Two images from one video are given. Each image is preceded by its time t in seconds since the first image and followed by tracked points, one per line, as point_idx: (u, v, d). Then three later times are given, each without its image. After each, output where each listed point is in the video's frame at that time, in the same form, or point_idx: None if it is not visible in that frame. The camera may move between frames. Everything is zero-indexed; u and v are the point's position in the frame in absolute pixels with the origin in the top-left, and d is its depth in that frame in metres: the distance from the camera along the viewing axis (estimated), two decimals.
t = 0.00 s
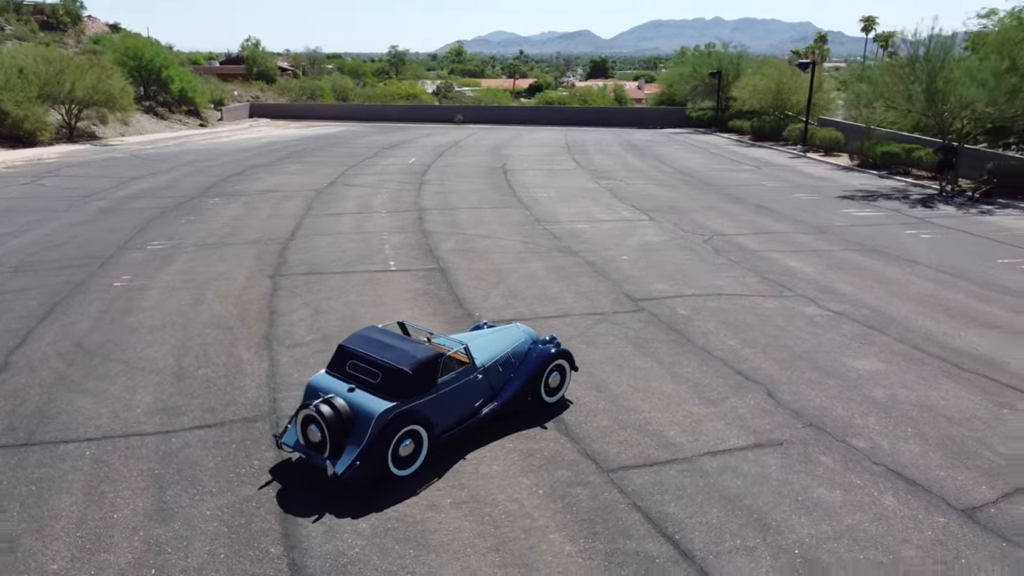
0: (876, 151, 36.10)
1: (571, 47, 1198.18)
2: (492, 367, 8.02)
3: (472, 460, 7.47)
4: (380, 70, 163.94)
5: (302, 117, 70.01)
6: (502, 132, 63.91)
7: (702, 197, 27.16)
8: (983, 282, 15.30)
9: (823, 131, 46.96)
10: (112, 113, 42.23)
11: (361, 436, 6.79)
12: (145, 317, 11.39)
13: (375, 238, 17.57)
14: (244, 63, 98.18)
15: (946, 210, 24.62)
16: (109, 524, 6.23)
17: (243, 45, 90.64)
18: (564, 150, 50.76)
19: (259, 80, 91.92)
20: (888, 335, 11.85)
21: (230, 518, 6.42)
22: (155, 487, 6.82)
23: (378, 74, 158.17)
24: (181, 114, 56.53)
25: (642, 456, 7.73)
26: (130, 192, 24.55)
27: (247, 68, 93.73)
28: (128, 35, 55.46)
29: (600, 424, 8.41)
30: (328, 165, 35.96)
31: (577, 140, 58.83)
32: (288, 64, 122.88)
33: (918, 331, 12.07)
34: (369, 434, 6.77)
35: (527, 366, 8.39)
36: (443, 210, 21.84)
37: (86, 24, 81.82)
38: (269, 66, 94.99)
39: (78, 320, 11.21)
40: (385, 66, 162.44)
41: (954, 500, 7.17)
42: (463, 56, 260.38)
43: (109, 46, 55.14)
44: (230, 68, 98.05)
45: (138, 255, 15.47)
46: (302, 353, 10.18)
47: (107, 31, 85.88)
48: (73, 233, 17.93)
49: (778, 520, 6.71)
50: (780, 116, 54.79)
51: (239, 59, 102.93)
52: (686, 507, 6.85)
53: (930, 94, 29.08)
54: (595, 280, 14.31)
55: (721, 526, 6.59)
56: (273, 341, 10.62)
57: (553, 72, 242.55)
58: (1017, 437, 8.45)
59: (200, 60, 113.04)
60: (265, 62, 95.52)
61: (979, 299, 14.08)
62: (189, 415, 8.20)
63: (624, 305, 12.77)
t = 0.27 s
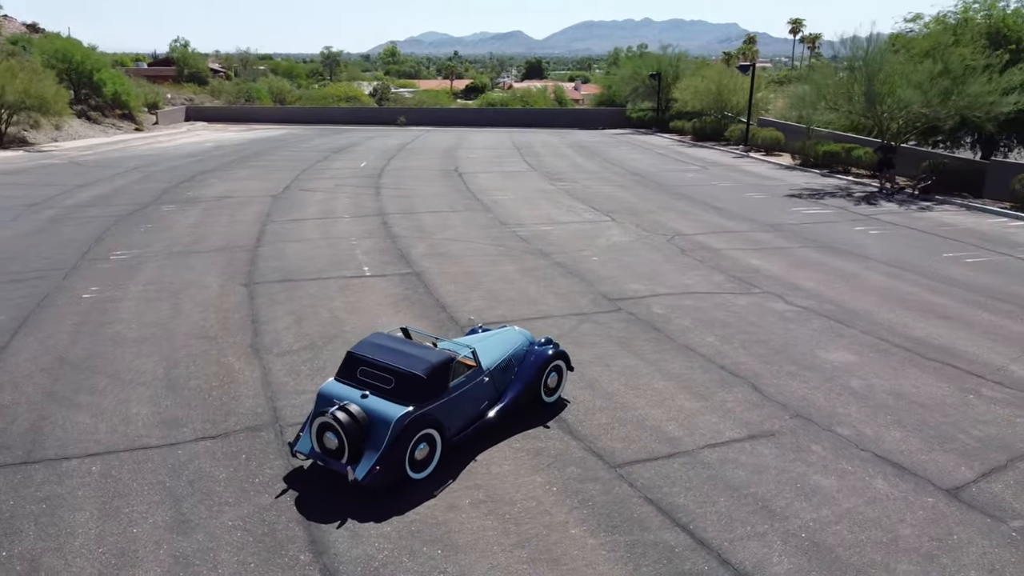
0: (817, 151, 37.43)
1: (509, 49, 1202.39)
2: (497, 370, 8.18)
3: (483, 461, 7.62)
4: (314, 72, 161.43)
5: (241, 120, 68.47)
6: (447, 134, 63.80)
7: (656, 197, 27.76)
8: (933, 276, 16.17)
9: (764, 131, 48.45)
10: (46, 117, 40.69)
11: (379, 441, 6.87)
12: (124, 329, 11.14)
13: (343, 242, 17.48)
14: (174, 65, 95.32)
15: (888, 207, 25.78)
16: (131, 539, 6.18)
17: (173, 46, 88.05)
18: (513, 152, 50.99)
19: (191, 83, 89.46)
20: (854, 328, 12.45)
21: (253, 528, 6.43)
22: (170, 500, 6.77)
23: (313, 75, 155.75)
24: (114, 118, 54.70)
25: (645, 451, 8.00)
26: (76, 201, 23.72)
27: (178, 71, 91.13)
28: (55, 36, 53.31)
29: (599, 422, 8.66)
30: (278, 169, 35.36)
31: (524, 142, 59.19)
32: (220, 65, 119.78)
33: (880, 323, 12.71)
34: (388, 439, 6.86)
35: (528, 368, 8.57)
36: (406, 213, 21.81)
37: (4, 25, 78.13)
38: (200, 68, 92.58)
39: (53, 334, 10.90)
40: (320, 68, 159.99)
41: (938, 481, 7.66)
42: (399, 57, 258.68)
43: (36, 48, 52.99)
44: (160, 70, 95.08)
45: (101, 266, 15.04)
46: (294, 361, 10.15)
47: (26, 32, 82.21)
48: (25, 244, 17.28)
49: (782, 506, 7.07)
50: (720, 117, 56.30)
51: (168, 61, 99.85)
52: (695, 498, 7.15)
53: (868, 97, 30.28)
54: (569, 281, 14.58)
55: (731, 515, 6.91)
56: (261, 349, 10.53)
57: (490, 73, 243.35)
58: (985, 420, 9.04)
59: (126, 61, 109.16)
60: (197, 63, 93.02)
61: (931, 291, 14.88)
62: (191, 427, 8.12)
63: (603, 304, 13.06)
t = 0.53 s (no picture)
0: (763, 150, 38.51)
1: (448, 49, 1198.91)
2: (502, 372, 8.34)
3: (495, 461, 7.77)
4: (247, 72, 157.79)
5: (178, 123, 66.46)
6: (394, 136, 63.31)
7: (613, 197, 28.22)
8: (887, 270, 16.97)
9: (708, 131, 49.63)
10: None
11: (400, 445, 6.96)
12: (103, 341, 10.87)
13: (312, 247, 17.30)
14: (101, 66, 91.83)
15: (835, 205, 26.81)
16: (157, 554, 6.13)
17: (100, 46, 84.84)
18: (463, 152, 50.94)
19: (120, 84, 86.40)
20: (823, 322, 13.01)
21: (280, 536, 6.45)
22: (188, 513, 6.72)
23: (246, 76, 152.21)
24: (45, 121, 52.52)
25: (648, 446, 8.27)
26: (19, 209, 22.76)
27: (105, 71, 87.90)
28: None
29: (599, 420, 8.89)
30: (228, 173, 34.57)
31: (472, 143, 59.19)
32: (148, 65, 115.87)
33: (846, 317, 13.32)
34: (407, 443, 6.96)
35: (529, 369, 8.76)
36: (369, 217, 21.69)
37: None
38: (129, 69, 89.54)
39: (29, 348, 10.56)
40: (253, 69, 156.52)
41: (923, 464, 8.15)
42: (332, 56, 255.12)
43: None
44: (85, 71, 91.46)
45: (63, 277, 14.56)
46: (286, 368, 10.09)
47: None
48: None
49: (785, 494, 7.43)
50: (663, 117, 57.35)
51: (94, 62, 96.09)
52: (703, 489, 7.44)
53: (813, 98, 31.30)
54: (546, 282, 14.79)
55: (739, 504, 7.22)
56: (251, 357, 10.43)
57: (427, 73, 242.58)
58: (956, 406, 9.63)
59: (47, 60, 104.53)
60: (125, 64, 89.87)
61: (887, 285, 15.64)
62: (195, 439, 8.03)
63: (582, 305, 13.31)
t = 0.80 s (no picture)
0: (710, 149, 39.41)
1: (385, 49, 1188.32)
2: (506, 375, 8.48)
3: (505, 462, 7.91)
4: (176, 72, 153.07)
5: (111, 125, 64.02)
6: (339, 138, 62.43)
7: (570, 197, 28.55)
8: (844, 265, 17.72)
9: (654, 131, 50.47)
10: None
11: (418, 450, 7.05)
12: (83, 354, 10.57)
13: (280, 253, 17.06)
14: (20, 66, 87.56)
15: (785, 203, 27.76)
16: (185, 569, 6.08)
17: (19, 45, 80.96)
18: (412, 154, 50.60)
19: (42, 85, 82.62)
20: (793, 316, 13.55)
21: (306, 544, 6.48)
22: (209, 526, 6.67)
23: (176, 76, 147.64)
24: None
25: (650, 441, 8.54)
26: None
27: (25, 72, 83.96)
28: None
29: (598, 418, 9.11)
30: (174, 177, 33.59)
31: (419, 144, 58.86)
32: (71, 65, 111.09)
33: (813, 311, 13.91)
34: (426, 447, 7.05)
35: (530, 371, 8.92)
36: (332, 221, 21.47)
37: None
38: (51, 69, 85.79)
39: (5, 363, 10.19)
40: (182, 69, 151.87)
41: (907, 449, 8.64)
42: (265, 57, 249.84)
43: None
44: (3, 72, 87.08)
45: (24, 289, 14.02)
46: (280, 376, 10.02)
47: None
48: None
49: (787, 482, 7.79)
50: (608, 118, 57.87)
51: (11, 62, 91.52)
52: (709, 481, 7.73)
53: (761, 100, 32.23)
54: (522, 283, 14.96)
55: (745, 494, 7.55)
56: (241, 365, 10.31)
57: (363, 73, 239.84)
58: (928, 394, 10.21)
59: None
60: (47, 64, 85.99)
61: (846, 279, 16.35)
62: (200, 451, 7.93)
63: (562, 305, 13.53)
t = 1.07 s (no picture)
0: (658, 149, 40.16)
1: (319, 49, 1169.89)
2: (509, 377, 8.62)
3: (515, 462, 8.06)
4: (99, 73, 147.16)
5: (35, 129, 61.11)
6: (280, 140, 61.15)
7: (526, 198, 28.76)
8: (801, 261, 18.43)
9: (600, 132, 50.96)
10: None
11: (437, 453, 7.13)
12: (62, 367, 10.25)
13: (246, 259, 16.75)
14: None
15: (735, 201, 28.57)
16: None
17: None
18: (358, 155, 49.94)
19: None
20: (763, 311, 14.06)
21: (334, 551, 6.51)
22: (231, 539, 6.63)
23: (98, 77, 141.98)
24: None
25: (650, 436, 8.80)
26: None
27: None
28: None
29: (596, 415, 9.33)
30: (115, 183, 32.41)
31: (364, 146, 58.17)
32: None
33: (781, 306, 14.46)
34: (444, 451, 7.13)
35: (529, 373, 9.08)
36: (293, 225, 21.13)
37: None
38: None
39: None
40: (104, 70, 146.12)
41: (889, 436, 9.14)
42: (191, 58, 242.93)
43: None
44: None
45: None
46: (272, 383, 9.93)
47: None
48: None
49: (784, 471, 8.16)
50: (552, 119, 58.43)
51: None
52: (712, 473, 8.05)
53: (710, 101, 33.06)
54: (498, 285, 15.09)
55: (748, 483, 7.88)
56: (231, 374, 10.17)
57: (295, 74, 235.52)
58: (899, 382, 10.80)
59: None
60: None
61: (806, 275, 17.03)
62: (206, 463, 7.84)
63: (541, 306, 13.72)
